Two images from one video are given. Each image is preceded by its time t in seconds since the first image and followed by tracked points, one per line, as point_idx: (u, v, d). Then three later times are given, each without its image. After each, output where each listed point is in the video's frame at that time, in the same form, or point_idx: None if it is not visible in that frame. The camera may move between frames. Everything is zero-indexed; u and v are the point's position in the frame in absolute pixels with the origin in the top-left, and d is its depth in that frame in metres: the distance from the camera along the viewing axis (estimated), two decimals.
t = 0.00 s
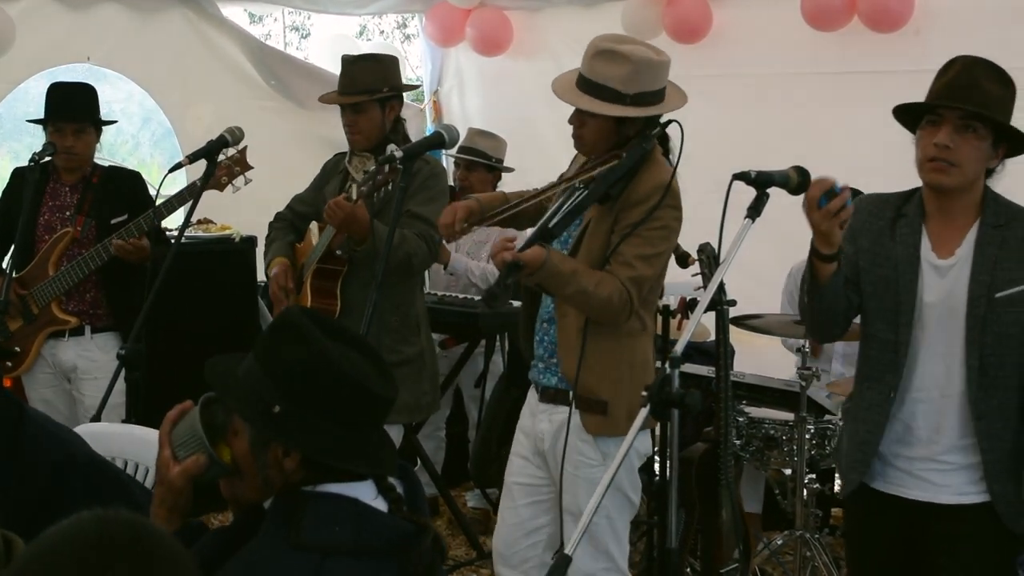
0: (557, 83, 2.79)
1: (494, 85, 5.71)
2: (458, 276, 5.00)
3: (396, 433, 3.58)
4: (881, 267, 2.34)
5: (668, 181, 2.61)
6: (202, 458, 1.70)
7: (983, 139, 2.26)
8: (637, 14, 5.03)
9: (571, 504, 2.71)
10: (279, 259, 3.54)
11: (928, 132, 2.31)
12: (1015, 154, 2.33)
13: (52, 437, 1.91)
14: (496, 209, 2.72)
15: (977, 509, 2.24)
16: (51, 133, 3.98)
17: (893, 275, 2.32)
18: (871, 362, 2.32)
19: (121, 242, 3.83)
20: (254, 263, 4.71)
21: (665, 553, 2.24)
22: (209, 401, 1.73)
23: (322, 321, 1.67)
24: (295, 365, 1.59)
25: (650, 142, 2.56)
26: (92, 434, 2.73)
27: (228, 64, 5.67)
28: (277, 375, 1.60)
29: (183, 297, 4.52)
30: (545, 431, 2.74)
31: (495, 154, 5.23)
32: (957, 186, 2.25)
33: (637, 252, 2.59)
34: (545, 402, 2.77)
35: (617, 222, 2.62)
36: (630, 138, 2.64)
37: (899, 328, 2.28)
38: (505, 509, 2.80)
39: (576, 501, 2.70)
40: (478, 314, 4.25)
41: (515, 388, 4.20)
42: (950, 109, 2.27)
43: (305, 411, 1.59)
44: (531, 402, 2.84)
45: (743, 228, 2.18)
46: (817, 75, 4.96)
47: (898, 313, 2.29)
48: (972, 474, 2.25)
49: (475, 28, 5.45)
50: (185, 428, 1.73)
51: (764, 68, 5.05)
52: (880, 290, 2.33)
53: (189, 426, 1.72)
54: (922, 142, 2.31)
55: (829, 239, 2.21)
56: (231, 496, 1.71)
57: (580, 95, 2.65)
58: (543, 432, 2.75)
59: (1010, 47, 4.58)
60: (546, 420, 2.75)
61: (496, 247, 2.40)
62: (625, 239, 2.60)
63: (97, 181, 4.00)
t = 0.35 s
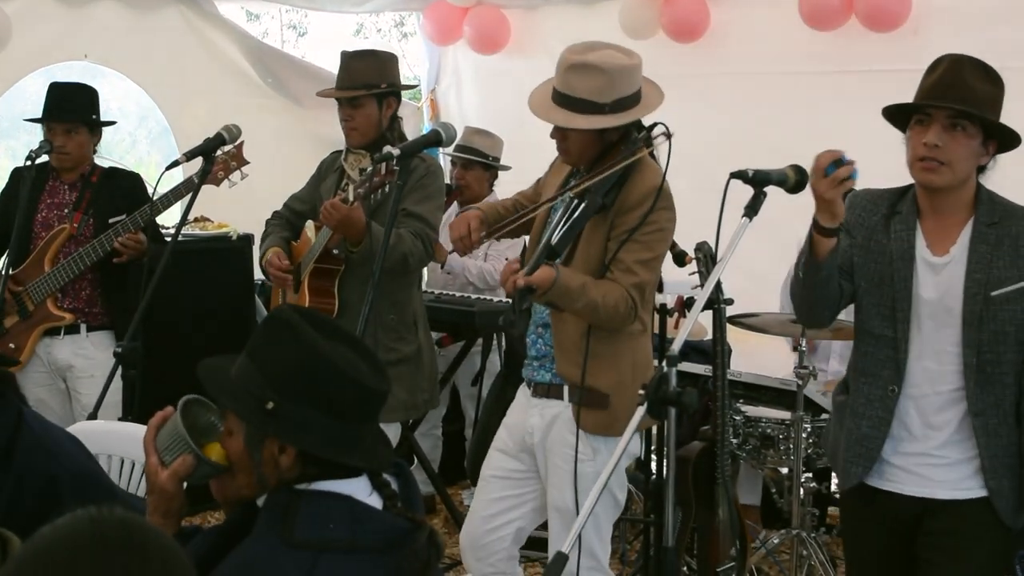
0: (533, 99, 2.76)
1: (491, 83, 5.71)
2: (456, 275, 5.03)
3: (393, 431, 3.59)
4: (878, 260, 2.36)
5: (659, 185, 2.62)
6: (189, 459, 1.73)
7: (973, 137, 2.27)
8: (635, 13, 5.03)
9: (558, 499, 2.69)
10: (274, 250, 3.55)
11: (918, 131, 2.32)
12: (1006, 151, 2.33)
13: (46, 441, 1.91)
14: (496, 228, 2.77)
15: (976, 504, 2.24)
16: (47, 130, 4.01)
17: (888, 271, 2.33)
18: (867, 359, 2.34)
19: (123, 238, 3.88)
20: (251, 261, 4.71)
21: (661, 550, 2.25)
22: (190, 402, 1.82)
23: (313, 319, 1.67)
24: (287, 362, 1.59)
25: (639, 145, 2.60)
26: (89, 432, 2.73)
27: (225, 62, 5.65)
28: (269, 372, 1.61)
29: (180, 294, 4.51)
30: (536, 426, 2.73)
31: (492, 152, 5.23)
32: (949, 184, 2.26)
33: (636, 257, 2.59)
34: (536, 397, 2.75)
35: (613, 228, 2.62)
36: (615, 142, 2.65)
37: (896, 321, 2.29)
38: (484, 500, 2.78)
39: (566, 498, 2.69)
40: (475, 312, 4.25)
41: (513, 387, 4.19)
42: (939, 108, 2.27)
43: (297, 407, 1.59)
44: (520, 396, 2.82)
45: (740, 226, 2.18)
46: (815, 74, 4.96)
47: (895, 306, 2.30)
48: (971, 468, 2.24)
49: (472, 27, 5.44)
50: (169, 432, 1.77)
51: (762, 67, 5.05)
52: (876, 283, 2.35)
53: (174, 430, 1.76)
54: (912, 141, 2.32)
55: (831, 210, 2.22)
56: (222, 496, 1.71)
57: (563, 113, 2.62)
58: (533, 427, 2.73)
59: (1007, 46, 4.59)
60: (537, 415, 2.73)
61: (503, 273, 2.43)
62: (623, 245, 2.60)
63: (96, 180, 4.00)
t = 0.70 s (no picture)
0: (504, 100, 2.75)
1: (490, 83, 5.71)
2: (455, 275, 5.05)
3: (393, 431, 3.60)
4: (888, 276, 2.35)
5: (652, 169, 2.65)
6: (179, 467, 1.77)
7: (985, 144, 2.27)
8: (634, 13, 5.03)
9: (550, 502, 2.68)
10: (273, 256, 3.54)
11: (930, 137, 2.32)
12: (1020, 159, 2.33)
13: (47, 441, 1.93)
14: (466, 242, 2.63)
15: (984, 512, 2.25)
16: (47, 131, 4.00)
17: (900, 284, 2.32)
18: (882, 374, 2.33)
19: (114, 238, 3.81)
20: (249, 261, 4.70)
21: (660, 551, 2.25)
22: (178, 412, 1.84)
23: (305, 319, 1.67)
24: (281, 361, 1.59)
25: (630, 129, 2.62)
26: (89, 433, 2.73)
27: (222, 62, 5.63)
28: (263, 372, 1.61)
29: (180, 294, 4.52)
30: (523, 424, 2.71)
31: (491, 152, 5.23)
32: (959, 191, 2.26)
33: (640, 241, 2.60)
34: (522, 395, 2.73)
35: (611, 218, 2.63)
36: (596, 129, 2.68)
37: (907, 339, 2.29)
38: (488, 502, 2.82)
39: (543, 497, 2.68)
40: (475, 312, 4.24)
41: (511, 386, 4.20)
42: (950, 113, 2.28)
43: (291, 404, 1.59)
44: (504, 393, 2.77)
45: (737, 227, 2.18)
46: (816, 74, 4.96)
47: (906, 322, 2.30)
48: (980, 477, 2.25)
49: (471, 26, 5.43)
50: (158, 441, 1.80)
51: (762, 67, 5.04)
52: (886, 298, 2.34)
53: (163, 439, 1.79)
54: (924, 147, 2.32)
55: (833, 254, 2.21)
56: (212, 503, 1.77)
57: (542, 107, 2.62)
58: (519, 425, 2.72)
59: (1007, 46, 4.60)
60: (525, 413, 2.71)
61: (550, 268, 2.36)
62: (625, 232, 2.61)
63: (97, 179, 4.00)
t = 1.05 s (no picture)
0: (484, 108, 2.77)
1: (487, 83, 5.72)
2: (454, 276, 5.06)
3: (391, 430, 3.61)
4: (869, 261, 2.37)
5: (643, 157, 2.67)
6: (175, 472, 1.77)
7: (963, 140, 2.27)
8: (630, 13, 5.04)
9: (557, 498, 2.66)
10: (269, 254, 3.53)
11: (908, 136, 2.33)
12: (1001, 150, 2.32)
13: (48, 440, 1.94)
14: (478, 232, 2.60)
15: (967, 503, 2.25)
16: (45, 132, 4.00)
17: (879, 272, 2.34)
18: (856, 353, 2.35)
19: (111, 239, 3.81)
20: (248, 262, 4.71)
21: (659, 551, 2.26)
22: (174, 417, 1.86)
23: (300, 318, 1.67)
24: (277, 360, 1.60)
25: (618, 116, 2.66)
26: (87, 433, 2.74)
27: (220, 63, 5.64)
28: (259, 371, 1.61)
29: (179, 294, 4.52)
30: (524, 424, 2.70)
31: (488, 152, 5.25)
32: (937, 188, 2.27)
33: (638, 227, 2.64)
34: (519, 395, 2.72)
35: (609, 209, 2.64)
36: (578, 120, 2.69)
37: (882, 324, 2.30)
38: (496, 501, 2.83)
39: (554, 492, 2.66)
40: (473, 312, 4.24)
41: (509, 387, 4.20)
42: (926, 113, 2.28)
43: (287, 404, 1.60)
44: (500, 394, 2.76)
45: (736, 226, 2.18)
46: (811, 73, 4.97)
47: (882, 309, 2.31)
48: (959, 468, 2.26)
49: (469, 26, 5.43)
50: (155, 446, 1.80)
51: (758, 66, 5.05)
52: (865, 284, 2.36)
53: (160, 444, 1.79)
54: (902, 147, 2.33)
55: (819, 229, 2.24)
56: (212, 508, 1.75)
57: (521, 107, 2.64)
58: (518, 426, 2.71)
59: (1003, 45, 4.61)
60: (525, 413, 2.70)
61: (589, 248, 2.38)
62: (625, 220, 2.63)
63: (96, 180, 4.01)
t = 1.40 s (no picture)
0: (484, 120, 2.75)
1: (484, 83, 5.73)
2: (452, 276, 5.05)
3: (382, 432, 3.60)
4: (869, 259, 2.36)
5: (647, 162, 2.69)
6: (174, 474, 1.77)
7: (953, 147, 2.27)
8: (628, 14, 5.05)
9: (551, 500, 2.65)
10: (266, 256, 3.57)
11: (898, 144, 2.33)
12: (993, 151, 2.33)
13: (47, 442, 1.94)
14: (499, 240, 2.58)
15: (965, 498, 2.27)
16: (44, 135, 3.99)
17: (880, 269, 2.34)
18: (859, 354, 2.33)
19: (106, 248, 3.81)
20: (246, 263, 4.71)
21: (658, 552, 2.26)
22: (173, 421, 1.87)
23: (297, 320, 1.68)
24: (275, 362, 1.60)
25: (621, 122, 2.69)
26: (85, 435, 2.74)
27: (217, 64, 5.65)
28: (256, 373, 1.62)
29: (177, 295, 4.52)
30: (526, 426, 2.69)
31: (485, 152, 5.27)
32: (932, 195, 2.27)
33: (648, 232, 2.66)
34: (524, 396, 2.71)
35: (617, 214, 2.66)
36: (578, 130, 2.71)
37: (884, 321, 2.31)
38: (488, 505, 2.79)
39: (552, 496, 2.65)
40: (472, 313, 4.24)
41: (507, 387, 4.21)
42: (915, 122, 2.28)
43: (284, 406, 1.60)
44: (503, 396, 2.74)
45: (733, 226, 2.19)
46: (809, 73, 4.97)
47: (884, 305, 2.31)
48: (960, 464, 2.27)
49: (466, 27, 5.44)
50: (154, 449, 1.80)
51: (755, 67, 5.06)
52: (866, 281, 2.36)
53: (159, 447, 1.79)
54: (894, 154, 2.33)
55: (828, 204, 2.23)
56: (211, 507, 1.79)
57: (530, 119, 2.61)
58: (521, 428, 2.70)
59: (999, 44, 4.61)
60: (528, 416, 2.70)
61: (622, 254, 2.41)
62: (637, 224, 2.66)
63: (98, 186, 4.01)
